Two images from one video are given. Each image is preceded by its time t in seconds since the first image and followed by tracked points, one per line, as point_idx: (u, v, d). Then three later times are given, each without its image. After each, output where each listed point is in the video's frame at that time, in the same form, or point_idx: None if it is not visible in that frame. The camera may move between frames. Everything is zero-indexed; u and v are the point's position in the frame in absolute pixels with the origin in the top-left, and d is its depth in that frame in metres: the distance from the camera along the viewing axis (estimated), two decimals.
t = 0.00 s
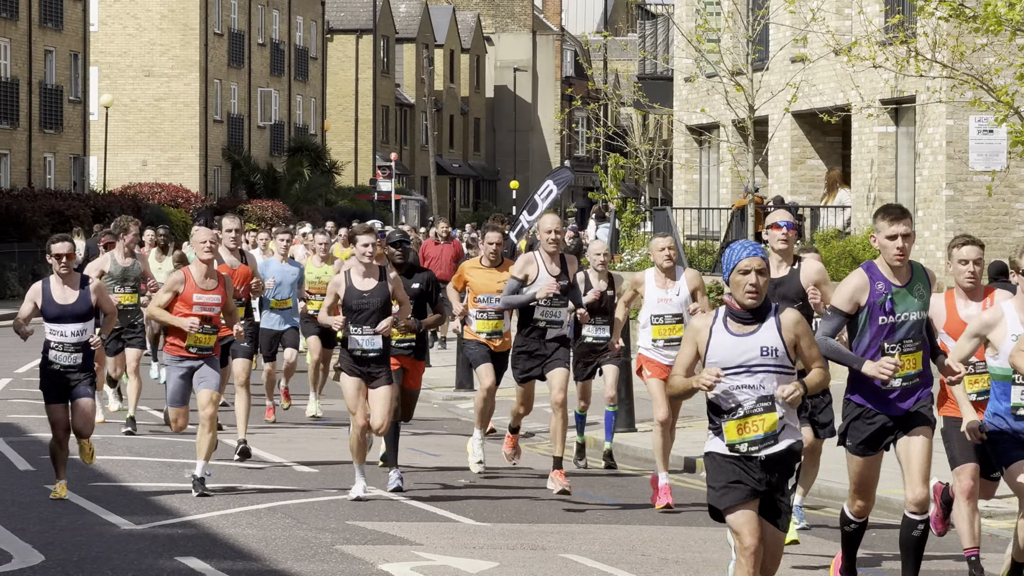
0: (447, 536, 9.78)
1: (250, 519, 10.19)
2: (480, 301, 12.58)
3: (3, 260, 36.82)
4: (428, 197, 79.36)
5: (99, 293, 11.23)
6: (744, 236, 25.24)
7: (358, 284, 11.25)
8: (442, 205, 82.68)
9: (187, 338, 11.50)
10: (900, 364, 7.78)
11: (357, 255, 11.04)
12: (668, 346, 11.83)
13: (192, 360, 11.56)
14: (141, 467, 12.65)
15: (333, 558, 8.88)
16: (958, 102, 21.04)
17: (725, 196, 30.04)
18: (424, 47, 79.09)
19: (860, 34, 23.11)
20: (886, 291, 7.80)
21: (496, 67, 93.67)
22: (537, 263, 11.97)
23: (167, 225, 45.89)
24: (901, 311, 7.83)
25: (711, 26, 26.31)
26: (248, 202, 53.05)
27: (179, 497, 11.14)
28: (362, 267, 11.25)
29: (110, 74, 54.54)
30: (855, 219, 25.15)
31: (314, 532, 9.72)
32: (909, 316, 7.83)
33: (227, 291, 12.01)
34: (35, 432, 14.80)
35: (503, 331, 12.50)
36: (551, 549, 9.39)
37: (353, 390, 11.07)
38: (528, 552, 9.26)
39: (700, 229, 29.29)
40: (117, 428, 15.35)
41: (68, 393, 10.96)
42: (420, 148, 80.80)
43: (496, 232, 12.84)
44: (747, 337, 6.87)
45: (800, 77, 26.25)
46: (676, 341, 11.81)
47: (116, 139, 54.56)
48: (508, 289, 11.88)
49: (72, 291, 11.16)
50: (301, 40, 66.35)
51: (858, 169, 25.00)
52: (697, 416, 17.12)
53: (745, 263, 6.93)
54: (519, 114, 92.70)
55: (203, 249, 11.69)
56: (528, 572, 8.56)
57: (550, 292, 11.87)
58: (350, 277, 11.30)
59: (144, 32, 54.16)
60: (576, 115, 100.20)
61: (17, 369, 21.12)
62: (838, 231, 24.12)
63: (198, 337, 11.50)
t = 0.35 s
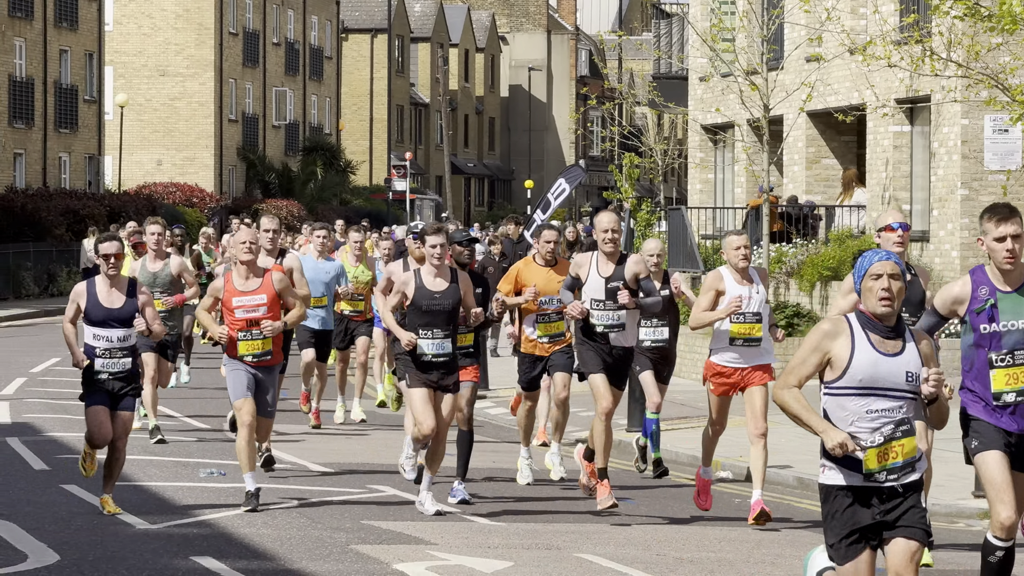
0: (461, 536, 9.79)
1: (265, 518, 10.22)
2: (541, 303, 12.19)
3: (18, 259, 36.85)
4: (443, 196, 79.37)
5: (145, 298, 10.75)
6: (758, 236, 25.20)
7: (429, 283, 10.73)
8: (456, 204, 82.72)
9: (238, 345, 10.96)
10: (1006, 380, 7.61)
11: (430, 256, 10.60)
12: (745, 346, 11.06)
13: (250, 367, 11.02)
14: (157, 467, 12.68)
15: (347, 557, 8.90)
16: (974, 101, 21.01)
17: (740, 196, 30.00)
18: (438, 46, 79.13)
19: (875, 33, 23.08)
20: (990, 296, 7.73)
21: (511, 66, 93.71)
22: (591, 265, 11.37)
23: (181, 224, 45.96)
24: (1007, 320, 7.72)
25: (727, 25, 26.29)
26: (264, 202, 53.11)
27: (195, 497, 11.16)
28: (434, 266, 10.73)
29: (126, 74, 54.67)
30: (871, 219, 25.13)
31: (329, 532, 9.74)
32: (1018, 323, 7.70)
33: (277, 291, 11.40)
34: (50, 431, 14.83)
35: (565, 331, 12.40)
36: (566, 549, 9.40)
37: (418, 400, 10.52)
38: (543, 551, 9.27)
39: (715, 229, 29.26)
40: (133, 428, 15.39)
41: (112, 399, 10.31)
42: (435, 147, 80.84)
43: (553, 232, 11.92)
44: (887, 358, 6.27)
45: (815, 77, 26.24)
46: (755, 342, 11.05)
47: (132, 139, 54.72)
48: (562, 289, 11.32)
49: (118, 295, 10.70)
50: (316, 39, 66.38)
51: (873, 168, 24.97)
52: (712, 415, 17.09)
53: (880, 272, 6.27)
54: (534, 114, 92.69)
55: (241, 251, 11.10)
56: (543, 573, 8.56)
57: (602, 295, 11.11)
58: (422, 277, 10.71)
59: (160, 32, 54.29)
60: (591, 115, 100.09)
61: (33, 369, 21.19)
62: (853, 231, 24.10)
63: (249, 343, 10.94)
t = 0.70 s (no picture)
0: (471, 536, 9.79)
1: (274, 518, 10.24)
2: (587, 307, 11.84)
3: (28, 259, 36.91)
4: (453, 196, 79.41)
5: (182, 299, 9.78)
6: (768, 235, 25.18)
7: (491, 282, 10.09)
8: (466, 204, 82.77)
9: (303, 344, 10.22)
10: None
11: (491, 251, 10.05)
12: (815, 360, 9.89)
13: (310, 372, 10.28)
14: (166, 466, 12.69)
15: (357, 557, 8.90)
16: (983, 100, 20.98)
17: (749, 196, 29.99)
18: (448, 46, 79.19)
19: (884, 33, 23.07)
20: None
21: (520, 66, 93.77)
22: (665, 267, 10.36)
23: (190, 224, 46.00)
24: None
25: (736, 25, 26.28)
26: (273, 202, 53.15)
27: (204, 497, 11.17)
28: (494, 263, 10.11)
29: (135, 74, 54.76)
30: (880, 218, 25.12)
31: (339, 532, 9.75)
32: None
33: (346, 291, 10.58)
34: (59, 431, 14.86)
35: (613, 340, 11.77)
36: (575, 549, 9.40)
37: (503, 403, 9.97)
38: (551, 551, 9.28)
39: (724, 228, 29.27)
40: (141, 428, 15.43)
41: (145, 411, 9.50)
42: (444, 147, 80.90)
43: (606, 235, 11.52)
44: (1001, 371, 5.65)
45: (824, 76, 26.25)
46: (823, 354, 9.88)
47: (142, 138, 54.81)
48: (637, 298, 10.21)
49: (150, 300, 9.71)
50: (325, 39, 66.47)
51: (883, 168, 24.95)
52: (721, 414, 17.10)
53: (994, 269, 5.72)
54: (543, 113, 92.71)
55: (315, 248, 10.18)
56: (552, 573, 8.55)
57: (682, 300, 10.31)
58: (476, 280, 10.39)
59: (169, 32, 54.38)
60: (600, 114, 100.18)
61: (44, 369, 21.24)
62: (863, 231, 24.08)
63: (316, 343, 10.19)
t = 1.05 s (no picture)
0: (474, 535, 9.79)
1: (277, 517, 10.25)
2: (643, 314, 11.23)
3: (31, 258, 36.91)
4: (456, 195, 79.42)
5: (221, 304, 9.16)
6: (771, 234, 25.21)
7: (556, 285, 9.34)
8: (468, 203, 82.79)
9: (353, 357, 9.40)
10: None
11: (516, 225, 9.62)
12: (896, 369, 9.08)
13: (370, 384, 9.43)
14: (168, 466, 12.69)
15: (359, 556, 8.90)
16: (986, 99, 20.94)
17: (752, 195, 29.96)
18: (451, 45, 79.22)
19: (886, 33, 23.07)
20: None
21: (524, 65, 93.79)
22: (724, 269, 9.74)
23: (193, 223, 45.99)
24: None
25: (739, 25, 26.27)
26: (276, 201, 53.14)
27: (206, 496, 11.18)
28: (562, 264, 9.32)
29: (138, 73, 54.75)
30: (882, 217, 25.12)
31: (342, 531, 9.76)
32: None
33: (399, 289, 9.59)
34: (61, 431, 14.86)
35: (672, 344, 11.22)
36: (578, 548, 9.40)
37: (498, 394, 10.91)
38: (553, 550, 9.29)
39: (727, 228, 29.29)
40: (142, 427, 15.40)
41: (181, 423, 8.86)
42: (447, 146, 80.90)
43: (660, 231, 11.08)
44: None
45: (827, 76, 26.27)
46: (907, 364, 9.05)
47: (144, 137, 54.84)
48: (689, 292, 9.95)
49: (191, 304, 9.10)
50: (328, 38, 66.47)
51: (885, 167, 24.95)
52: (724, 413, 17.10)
53: None
54: (546, 113, 92.68)
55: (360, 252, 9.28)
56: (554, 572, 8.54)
57: (739, 308, 9.63)
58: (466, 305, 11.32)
59: (172, 31, 54.39)
60: (603, 114, 100.21)
61: (46, 369, 21.23)
62: (866, 230, 24.08)
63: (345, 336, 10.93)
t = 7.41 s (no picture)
0: (494, 533, 9.81)
1: (297, 515, 10.27)
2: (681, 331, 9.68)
3: (49, 256, 37.03)
4: (473, 192, 79.47)
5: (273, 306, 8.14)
6: (789, 231, 25.21)
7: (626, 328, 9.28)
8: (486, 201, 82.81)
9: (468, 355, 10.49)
10: None
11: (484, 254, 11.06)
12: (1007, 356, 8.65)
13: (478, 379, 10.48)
14: (189, 464, 12.74)
15: (380, 554, 8.92)
16: (1006, 96, 20.85)
17: (770, 191, 29.91)
18: (468, 43, 79.24)
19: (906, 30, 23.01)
20: None
21: (541, 63, 93.73)
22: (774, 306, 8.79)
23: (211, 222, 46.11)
24: None
25: (757, 21, 26.21)
26: (294, 200, 53.23)
27: (227, 494, 11.22)
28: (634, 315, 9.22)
29: (156, 71, 54.64)
30: (900, 214, 25.10)
31: (362, 529, 9.79)
32: None
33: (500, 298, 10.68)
34: (82, 429, 14.92)
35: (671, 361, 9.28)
36: (598, 545, 9.42)
37: (471, 386, 10.94)
38: (574, 548, 9.29)
39: (746, 224, 29.28)
40: (163, 425, 15.46)
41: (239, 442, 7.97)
42: (465, 144, 80.89)
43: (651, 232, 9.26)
44: None
45: (846, 73, 26.22)
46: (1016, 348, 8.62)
47: (162, 136, 54.95)
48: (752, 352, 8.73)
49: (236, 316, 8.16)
50: (346, 36, 66.49)
51: (903, 164, 24.91)
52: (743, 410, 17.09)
53: None
54: (564, 109, 92.60)
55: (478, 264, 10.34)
56: (575, 570, 8.57)
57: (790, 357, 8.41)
58: (473, 274, 11.35)
59: (190, 29, 54.42)
60: (621, 110, 100.06)
61: (64, 367, 21.29)
62: (884, 227, 24.07)
63: (380, 318, 12.04)
